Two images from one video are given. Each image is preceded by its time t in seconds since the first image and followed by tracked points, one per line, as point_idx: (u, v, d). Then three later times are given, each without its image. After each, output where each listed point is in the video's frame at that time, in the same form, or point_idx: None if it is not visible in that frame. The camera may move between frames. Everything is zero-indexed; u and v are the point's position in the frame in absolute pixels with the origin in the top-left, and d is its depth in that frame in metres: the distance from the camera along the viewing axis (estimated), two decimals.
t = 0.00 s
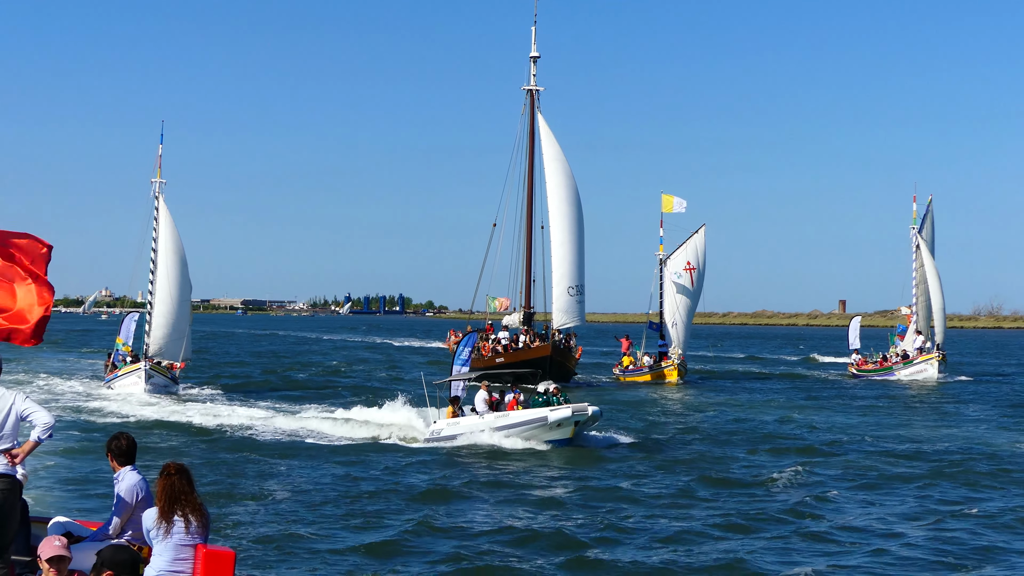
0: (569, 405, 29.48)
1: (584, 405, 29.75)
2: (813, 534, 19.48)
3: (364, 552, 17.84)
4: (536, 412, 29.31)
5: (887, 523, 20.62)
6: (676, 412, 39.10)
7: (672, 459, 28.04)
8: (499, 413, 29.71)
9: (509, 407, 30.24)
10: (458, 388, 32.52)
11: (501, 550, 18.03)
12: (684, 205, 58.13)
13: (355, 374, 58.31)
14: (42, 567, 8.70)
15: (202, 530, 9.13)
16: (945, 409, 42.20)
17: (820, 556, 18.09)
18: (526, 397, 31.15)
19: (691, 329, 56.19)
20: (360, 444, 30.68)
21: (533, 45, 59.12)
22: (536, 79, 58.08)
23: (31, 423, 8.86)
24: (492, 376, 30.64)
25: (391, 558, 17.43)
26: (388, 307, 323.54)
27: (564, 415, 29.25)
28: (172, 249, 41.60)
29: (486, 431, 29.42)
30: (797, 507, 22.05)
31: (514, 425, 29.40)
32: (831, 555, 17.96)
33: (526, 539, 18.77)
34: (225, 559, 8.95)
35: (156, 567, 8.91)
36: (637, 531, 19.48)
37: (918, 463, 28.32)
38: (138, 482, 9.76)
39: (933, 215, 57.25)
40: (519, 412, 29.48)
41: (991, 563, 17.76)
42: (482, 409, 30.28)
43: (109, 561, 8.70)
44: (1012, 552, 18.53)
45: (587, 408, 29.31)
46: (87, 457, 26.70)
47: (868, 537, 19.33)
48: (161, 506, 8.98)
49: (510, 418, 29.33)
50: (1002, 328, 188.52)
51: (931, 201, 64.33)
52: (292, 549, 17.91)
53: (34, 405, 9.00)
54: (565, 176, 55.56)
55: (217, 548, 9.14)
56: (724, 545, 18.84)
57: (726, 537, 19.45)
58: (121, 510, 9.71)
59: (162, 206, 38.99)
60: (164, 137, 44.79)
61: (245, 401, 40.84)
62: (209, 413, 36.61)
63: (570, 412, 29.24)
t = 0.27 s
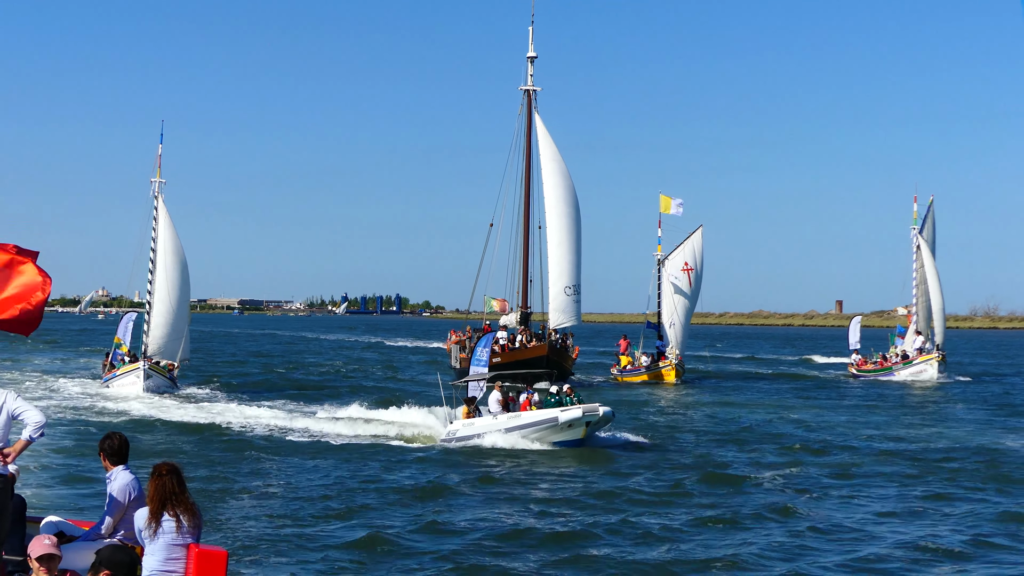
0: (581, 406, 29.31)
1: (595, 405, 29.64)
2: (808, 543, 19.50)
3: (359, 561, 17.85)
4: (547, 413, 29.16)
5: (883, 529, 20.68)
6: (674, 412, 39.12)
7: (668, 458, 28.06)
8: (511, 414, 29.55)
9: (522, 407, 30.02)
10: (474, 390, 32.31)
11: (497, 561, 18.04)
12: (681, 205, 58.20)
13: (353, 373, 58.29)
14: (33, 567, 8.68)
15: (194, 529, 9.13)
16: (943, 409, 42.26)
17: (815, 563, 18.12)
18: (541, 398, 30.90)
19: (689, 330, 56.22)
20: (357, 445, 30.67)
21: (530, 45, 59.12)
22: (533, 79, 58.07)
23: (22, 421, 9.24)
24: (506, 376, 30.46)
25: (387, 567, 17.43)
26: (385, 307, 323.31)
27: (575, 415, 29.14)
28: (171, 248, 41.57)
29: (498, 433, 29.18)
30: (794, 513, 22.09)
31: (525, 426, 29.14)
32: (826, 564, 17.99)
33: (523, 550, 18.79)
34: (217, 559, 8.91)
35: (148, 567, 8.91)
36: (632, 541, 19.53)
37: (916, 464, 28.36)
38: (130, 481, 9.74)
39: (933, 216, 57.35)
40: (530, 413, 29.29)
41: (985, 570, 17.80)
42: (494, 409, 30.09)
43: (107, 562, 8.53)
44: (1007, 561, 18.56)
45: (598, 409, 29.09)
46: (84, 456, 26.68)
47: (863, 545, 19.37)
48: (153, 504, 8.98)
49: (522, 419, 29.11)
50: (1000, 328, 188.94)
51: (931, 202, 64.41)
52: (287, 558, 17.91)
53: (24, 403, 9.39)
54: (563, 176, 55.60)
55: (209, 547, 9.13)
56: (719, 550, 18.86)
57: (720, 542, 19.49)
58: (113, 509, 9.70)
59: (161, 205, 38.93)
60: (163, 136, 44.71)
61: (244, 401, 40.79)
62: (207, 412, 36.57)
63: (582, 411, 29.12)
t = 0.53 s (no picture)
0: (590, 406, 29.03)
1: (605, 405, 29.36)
2: (804, 541, 19.50)
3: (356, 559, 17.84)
4: (556, 413, 28.95)
5: (879, 527, 20.70)
6: (672, 412, 39.13)
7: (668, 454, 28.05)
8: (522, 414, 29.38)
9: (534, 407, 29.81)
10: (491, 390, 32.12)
11: (493, 562, 18.04)
12: (680, 205, 58.27)
13: (350, 373, 58.30)
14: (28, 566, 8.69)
15: (189, 528, 9.15)
16: (940, 409, 42.33)
17: (811, 561, 18.13)
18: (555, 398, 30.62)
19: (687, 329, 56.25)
20: (355, 445, 30.67)
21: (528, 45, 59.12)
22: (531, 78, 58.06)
23: (16, 418, 9.32)
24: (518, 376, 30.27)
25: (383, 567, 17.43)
26: (382, 306, 323.13)
27: (584, 415, 28.87)
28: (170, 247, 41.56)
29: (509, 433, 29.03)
30: (792, 511, 22.09)
31: (538, 426, 29.06)
32: (821, 561, 18.02)
33: (521, 550, 18.78)
34: (212, 558, 8.94)
35: (142, 566, 8.93)
36: (629, 540, 19.51)
37: (913, 463, 28.40)
38: (125, 480, 9.76)
39: (933, 216, 57.44)
40: (541, 413, 29.15)
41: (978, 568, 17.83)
42: (506, 410, 29.91)
43: (103, 560, 8.56)
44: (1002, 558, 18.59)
45: (607, 409, 28.81)
46: (82, 455, 26.70)
47: (858, 543, 19.39)
48: (147, 504, 8.99)
49: (534, 420, 28.98)
50: (997, 328, 189.38)
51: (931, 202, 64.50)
52: (281, 557, 17.90)
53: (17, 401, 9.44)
54: (560, 176, 55.62)
55: (203, 546, 9.15)
56: (716, 548, 18.86)
57: (716, 541, 19.49)
58: (107, 508, 9.71)
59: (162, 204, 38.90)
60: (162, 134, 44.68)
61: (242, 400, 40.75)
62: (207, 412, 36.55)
63: (591, 412, 28.84)
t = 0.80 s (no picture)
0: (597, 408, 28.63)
1: (613, 406, 28.92)
2: (803, 539, 19.46)
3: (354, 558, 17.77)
4: (563, 415, 28.57)
5: (879, 525, 20.67)
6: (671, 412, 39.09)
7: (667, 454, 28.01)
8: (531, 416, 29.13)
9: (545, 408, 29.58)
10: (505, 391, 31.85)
11: (491, 561, 17.98)
12: (678, 206, 58.32)
13: (348, 373, 58.21)
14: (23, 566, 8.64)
15: (184, 528, 9.12)
16: (939, 409, 42.35)
17: (809, 559, 18.09)
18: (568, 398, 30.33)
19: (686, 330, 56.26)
20: (353, 445, 30.61)
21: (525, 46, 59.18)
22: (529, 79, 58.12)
23: (13, 417, 9.27)
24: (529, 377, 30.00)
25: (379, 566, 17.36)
26: (379, 307, 322.92)
27: (591, 417, 28.46)
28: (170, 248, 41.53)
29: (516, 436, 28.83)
30: (790, 509, 22.05)
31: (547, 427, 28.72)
32: (818, 559, 17.99)
33: (519, 548, 18.72)
34: (206, 558, 8.92)
35: (137, 566, 8.89)
36: (627, 538, 19.47)
37: (912, 462, 28.39)
38: (121, 480, 9.73)
39: (933, 216, 57.49)
40: (549, 414, 28.81)
41: (977, 565, 17.80)
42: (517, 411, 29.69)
43: (95, 560, 8.47)
44: (1002, 555, 18.55)
45: (614, 411, 28.41)
46: (78, 454, 26.62)
47: (857, 541, 19.36)
48: (143, 505, 8.96)
49: (541, 421, 28.66)
50: (995, 329, 189.57)
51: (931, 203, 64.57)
52: (278, 556, 17.83)
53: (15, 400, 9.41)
54: (558, 177, 55.62)
55: (199, 547, 9.13)
56: (714, 546, 18.81)
57: (714, 539, 19.45)
58: (103, 508, 9.68)
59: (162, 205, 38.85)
60: (162, 135, 44.66)
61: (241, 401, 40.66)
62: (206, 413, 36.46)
63: (598, 413, 28.42)
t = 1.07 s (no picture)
0: (604, 409, 28.36)
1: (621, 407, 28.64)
2: (802, 538, 19.45)
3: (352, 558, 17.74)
4: (569, 417, 28.38)
5: (878, 525, 20.66)
6: (670, 413, 39.09)
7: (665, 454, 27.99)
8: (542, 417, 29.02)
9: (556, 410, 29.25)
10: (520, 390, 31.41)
11: (490, 561, 17.95)
12: (677, 207, 58.31)
13: (346, 375, 58.13)
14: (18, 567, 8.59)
15: (180, 529, 9.08)
16: (939, 411, 42.32)
17: (808, 557, 18.09)
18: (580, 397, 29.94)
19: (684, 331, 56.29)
20: (352, 446, 30.54)
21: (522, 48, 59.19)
22: (527, 80, 58.12)
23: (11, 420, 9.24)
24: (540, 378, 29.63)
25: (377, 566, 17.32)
26: (377, 308, 322.91)
27: (598, 418, 28.21)
28: (170, 248, 41.50)
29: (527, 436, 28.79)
30: (789, 509, 22.05)
31: (555, 430, 28.56)
32: (816, 558, 17.95)
33: (518, 548, 18.70)
34: (204, 558, 8.90)
35: (133, 567, 8.85)
36: (626, 537, 19.44)
37: (911, 462, 28.38)
38: (116, 481, 9.70)
39: (933, 218, 57.51)
40: (556, 416, 28.62)
41: (977, 564, 17.79)
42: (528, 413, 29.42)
43: (83, 559, 8.44)
44: (1000, 554, 18.55)
45: (620, 413, 28.11)
46: (76, 455, 26.55)
47: (856, 540, 19.34)
48: (138, 505, 8.92)
49: (549, 423, 28.51)
50: (996, 330, 189.90)
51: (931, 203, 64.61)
52: (275, 557, 17.78)
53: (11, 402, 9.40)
54: (556, 178, 55.65)
55: (195, 547, 9.10)
56: (712, 545, 18.78)
57: (712, 538, 19.44)
58: (98, 509, 9.63)
59: (162, 206, 38.78)
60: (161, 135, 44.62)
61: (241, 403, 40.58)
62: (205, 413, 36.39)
63: (605, 415, 28.15)
